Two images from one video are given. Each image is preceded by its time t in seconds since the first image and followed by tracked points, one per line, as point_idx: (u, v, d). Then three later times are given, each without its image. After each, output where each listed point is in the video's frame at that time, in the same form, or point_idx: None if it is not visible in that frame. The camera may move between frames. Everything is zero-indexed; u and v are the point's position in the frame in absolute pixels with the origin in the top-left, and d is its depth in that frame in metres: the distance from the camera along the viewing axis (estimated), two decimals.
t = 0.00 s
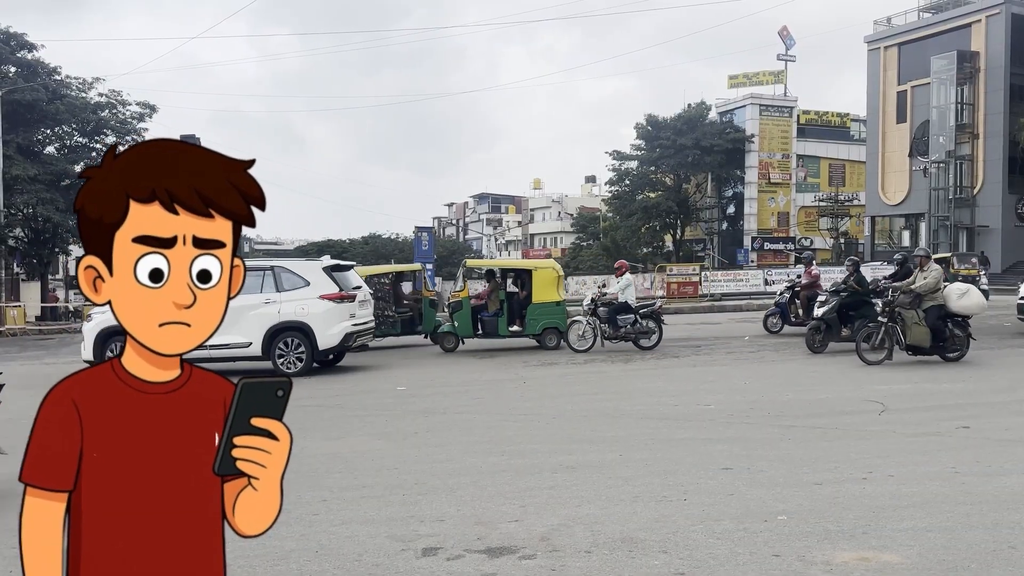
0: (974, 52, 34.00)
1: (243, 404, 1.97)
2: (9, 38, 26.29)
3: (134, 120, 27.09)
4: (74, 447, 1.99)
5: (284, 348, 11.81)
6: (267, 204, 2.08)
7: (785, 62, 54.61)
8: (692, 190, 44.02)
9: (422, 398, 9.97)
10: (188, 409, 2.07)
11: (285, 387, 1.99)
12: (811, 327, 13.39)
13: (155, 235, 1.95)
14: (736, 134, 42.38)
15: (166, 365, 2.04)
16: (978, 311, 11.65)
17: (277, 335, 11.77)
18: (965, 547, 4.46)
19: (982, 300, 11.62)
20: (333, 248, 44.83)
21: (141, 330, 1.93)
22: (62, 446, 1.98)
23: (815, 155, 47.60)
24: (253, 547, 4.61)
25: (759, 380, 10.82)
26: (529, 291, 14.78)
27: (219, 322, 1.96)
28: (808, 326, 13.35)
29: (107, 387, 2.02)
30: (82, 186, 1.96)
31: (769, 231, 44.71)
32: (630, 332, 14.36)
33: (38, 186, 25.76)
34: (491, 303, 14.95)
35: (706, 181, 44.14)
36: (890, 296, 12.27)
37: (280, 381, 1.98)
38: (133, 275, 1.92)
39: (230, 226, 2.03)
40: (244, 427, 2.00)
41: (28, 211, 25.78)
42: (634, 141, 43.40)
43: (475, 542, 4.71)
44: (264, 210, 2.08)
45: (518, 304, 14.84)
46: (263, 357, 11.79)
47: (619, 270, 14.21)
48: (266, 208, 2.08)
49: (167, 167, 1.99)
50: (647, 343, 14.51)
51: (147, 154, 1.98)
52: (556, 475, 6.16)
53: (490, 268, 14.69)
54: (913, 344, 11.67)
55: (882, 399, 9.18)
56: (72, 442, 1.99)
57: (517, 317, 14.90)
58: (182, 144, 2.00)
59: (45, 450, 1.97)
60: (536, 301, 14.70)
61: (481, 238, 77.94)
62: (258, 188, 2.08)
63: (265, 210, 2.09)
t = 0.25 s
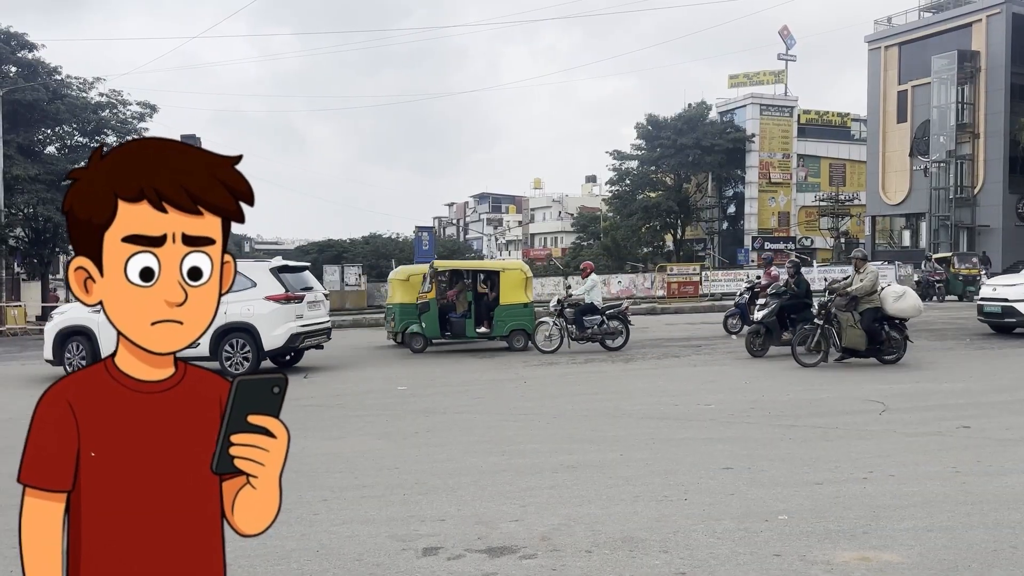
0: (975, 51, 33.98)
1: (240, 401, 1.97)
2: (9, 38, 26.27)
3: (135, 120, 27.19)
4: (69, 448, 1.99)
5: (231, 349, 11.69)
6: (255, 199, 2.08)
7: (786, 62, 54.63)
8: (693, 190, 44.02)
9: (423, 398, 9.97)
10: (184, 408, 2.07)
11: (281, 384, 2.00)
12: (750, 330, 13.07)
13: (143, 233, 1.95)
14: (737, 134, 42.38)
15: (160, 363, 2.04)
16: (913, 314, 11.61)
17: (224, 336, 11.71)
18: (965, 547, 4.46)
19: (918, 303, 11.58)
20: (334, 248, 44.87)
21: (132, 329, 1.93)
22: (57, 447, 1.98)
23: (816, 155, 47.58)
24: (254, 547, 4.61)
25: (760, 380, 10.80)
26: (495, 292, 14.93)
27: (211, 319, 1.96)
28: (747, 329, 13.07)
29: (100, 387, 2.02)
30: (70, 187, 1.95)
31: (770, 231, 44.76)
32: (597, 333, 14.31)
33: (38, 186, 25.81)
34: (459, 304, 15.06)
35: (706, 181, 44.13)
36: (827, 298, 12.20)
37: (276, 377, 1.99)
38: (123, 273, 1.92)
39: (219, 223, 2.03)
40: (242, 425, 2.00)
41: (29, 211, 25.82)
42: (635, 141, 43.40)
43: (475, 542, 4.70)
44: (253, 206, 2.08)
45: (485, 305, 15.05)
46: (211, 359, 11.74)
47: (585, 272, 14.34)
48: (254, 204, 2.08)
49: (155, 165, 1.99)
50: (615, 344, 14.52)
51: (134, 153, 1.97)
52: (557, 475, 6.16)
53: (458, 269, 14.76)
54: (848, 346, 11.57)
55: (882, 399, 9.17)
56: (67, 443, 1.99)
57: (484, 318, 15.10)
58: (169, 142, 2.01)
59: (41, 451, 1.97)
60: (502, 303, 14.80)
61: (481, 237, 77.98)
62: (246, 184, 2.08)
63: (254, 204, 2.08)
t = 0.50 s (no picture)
0: (975, 51, 33.96)
1: (239, 399, 1.97)
2: (10, 37, 26.27)
3: (135, 120, 27.27)
4: (69, 447, 1.99)
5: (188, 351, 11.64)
6: (254, 197, 2.08)
7: (786, 62, 54.64)
8: (693, 190, 43.99)
9: (423, 398, 9.96)
10: (184, 407, 2.07)
11: (280, 382, 2.00)
12: (699, 332, 12.83)
13: (142, 232, 1.95)
14: (737, 134, 42.40)
15: (160, 362, 2.04)
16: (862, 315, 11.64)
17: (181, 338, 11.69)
18: (966, 547, 4.46)
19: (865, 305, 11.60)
20: (334, 248, 44.92)
21: (131, 328, 1.94)
22: (57, 447, 1.98)
23: (817, 154, 47.56)
24: (254, 547, 4.60)
25: (760, 380, 10.79)
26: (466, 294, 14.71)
27: (210, 316, 1.96)
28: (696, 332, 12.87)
29: (99, 386, 2.02)
30: (68, 186, 1.95)
31: (770, 231, 44.83)
32: (571, 334, 14.35)
33: (39, 186, 25.90)
34: (429, 305, 14.71)
35: (707, 181, 44.11)
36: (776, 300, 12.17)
37: (276, 376, 1.99)
38: (122, 272, 1.92)
39: (218, 221, 2.03)
40: (242, 423, 2.00)
41: (30, 211, 25.89)
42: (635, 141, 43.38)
43: (476, 542, 4.70)
44: (252, 204, 2.08)
45: (456, 306, 14.67)
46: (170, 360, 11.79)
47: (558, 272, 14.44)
48: (253, 202, 2.08)
49: (154, 164, 1.99)
50: (588, 345, 14.53)
51: (134, 151, 1.98)
52: (557, 475, 6.15)
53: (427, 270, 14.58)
54: (796, 347, 11.55)
55: (883, 399, 9.15)
56: (67, 443, 1.99)
57: (455, 319, 14.70)
58: (169, 138, 2.00)
59: (40, 451, 1.97)
60: (471, 305, 14.59)
61: (482, 237, 77.98)
62: (245, 182, 2.08)
63: (253, 203, 2.08)
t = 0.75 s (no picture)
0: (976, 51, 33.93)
1: (239, 397, 1.96)
2: (11, 37, 26.18)
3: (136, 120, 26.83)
4: (69, 445, 1.99)
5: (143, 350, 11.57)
6: (254, 195, 2.08)
7: (787, 61, 54.63)
8: (694, 190, 43.95)
9: (423, 397, 9.95)
10: (184, 405, 2.07)
11: (280, 380, 2.00)
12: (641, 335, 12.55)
13: (142, 229, 1.95)
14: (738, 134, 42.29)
15: (160, 359, 2.03)
16: (810, 317, 11.63)
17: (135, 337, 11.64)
18: (967, 546, 4.46)
19: (811, 308, 11.57)
20: (335, 247, 44.96)
21: (131, 325, 1.93)
22: (57, 446, 1.98)
23: (818, 154, 47.55)
24: (254, 547, 4.60)
25: (761, 379, 10.78)
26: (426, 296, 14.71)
27: (210, 314, 1.96)
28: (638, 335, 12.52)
29: (99, 384, 2.01)
30: (69, 183, 1.95)
31: (771, 231, 44.83)
32: (541, 335, 14.22)
33: (40, 186, 25.91)
34: (391, 307, 14.79)
35: (707, 180, 43.99)
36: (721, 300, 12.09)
37: (275, 374, 1.99)
38: (122, 269, 1.92)
39: (218, 218, 2.03)
40: (242, 422, 1.99)
41: (30, 210, 25.91)
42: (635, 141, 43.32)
43: (476, 542, 4.70)
44: (252, 202, 2.08)
45: (416, 308, 14.67)
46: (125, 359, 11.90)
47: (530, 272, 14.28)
48: (253, 200, 2.08)
49: (154, 160, 1.99)
50: (559, 346, 14.47)
51: (135, 148, 1.98)
52: (558, 474, 6.15)
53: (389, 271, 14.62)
54: (743, 349, 11.48)
55: (884, 399, 9.14)
56: (67, 441, 1.99)
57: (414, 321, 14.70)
58: (169, 136, 2.00)
59: (40, 449, 1.97)
60: (431, 307, 14.54)
61: (482, 237, 77.95)
62: (245, 179, 2.08)
63: (253, 201, 2.08)
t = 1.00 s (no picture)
0: (976, 51, 33.92)
1: (238, 395, 1.97)
2: (12, 37, 26.20)
3: (136, 120, 27.05)
4: (68, 444, 1.99)
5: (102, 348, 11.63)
6: (254, 193, 2.09)
7: (787, 61, 54.66)
8: (694, 190, 43.93)
9: (424, 398, 9.96)
10: (184, 402, 2.08)
11: (280, 379, 2.01)
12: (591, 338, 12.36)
13: (142, 226, 1.95)
14: (739, 134, 42.67)
15: (160, 358, 2.04)
16: (767, 319, 11.51)
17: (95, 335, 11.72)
18: (967, 546, 4.46)
19: (770, 307, 11.46)
20: (335, 247, 44.98)
21: (129, 322, 1.93)
22: (57, 444, 1.98)
23: (818, 154, 47.60)
24: (255, 547, 4.60)
25: (760, 380, 10.78)
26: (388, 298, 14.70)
27: (210, 312, 1.97)
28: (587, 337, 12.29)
29: (98, 381, 2.02)
30: (69, 179, 1.95)
31: (771, 231, 44.86)
32: (515, 336, 14.27)
33: (40, 186, 26.00)
34: (354, 308, 14.75)
35: (708, 180, 43.82)
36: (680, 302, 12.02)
37: (276, 372, 2.00)
38: (122, 266, 1.92)
39: (218, 216, 2.03)
40: (241, 420, 2.00)
41: (31, 211, 25.97)
42: (636, 140, 43.27)
43: (477, 542, 4.70)
44: (252, 200, 2.08)
45: (378, 310, 14.68)
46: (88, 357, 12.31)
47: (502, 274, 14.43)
48: (254, 198, 2.08)
49: (155, 159, 1.99)
50: (532, 346, 14.42)
51: (136, 144, 1.98)
52: (558, 474, 6.15)
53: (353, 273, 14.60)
54: (700, 351, 11.49)
55: (884, 399, 9.14)
56: (67, 440, 1.99)
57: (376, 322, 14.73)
58: (169, 133, 2.00)
59: (40, 448, 1.96)
60: (392, 308, 14.54)
61: (483, 237, 77.94)
62: (245, 177, 2.08)
63: (253, 198, 2.08)
